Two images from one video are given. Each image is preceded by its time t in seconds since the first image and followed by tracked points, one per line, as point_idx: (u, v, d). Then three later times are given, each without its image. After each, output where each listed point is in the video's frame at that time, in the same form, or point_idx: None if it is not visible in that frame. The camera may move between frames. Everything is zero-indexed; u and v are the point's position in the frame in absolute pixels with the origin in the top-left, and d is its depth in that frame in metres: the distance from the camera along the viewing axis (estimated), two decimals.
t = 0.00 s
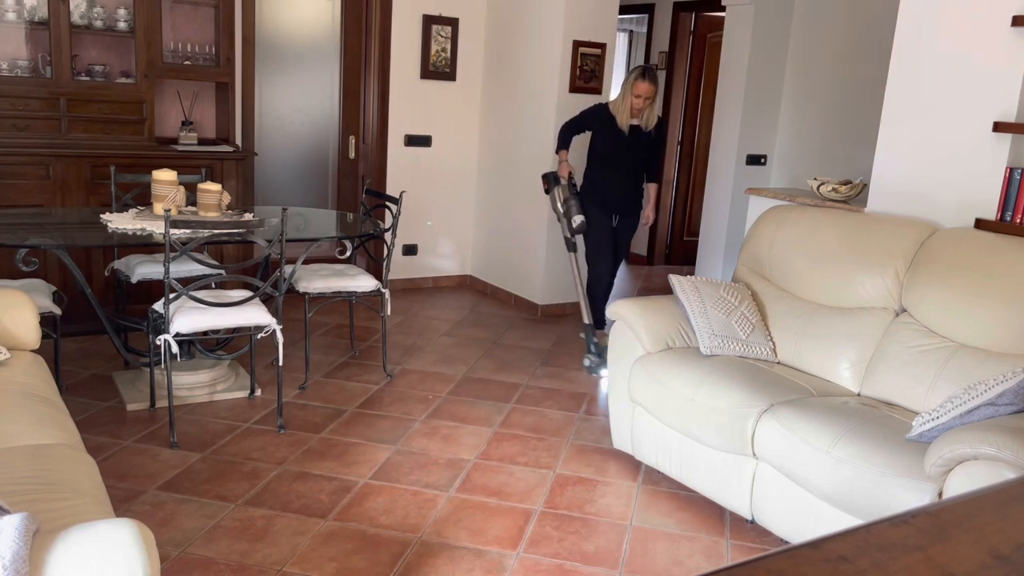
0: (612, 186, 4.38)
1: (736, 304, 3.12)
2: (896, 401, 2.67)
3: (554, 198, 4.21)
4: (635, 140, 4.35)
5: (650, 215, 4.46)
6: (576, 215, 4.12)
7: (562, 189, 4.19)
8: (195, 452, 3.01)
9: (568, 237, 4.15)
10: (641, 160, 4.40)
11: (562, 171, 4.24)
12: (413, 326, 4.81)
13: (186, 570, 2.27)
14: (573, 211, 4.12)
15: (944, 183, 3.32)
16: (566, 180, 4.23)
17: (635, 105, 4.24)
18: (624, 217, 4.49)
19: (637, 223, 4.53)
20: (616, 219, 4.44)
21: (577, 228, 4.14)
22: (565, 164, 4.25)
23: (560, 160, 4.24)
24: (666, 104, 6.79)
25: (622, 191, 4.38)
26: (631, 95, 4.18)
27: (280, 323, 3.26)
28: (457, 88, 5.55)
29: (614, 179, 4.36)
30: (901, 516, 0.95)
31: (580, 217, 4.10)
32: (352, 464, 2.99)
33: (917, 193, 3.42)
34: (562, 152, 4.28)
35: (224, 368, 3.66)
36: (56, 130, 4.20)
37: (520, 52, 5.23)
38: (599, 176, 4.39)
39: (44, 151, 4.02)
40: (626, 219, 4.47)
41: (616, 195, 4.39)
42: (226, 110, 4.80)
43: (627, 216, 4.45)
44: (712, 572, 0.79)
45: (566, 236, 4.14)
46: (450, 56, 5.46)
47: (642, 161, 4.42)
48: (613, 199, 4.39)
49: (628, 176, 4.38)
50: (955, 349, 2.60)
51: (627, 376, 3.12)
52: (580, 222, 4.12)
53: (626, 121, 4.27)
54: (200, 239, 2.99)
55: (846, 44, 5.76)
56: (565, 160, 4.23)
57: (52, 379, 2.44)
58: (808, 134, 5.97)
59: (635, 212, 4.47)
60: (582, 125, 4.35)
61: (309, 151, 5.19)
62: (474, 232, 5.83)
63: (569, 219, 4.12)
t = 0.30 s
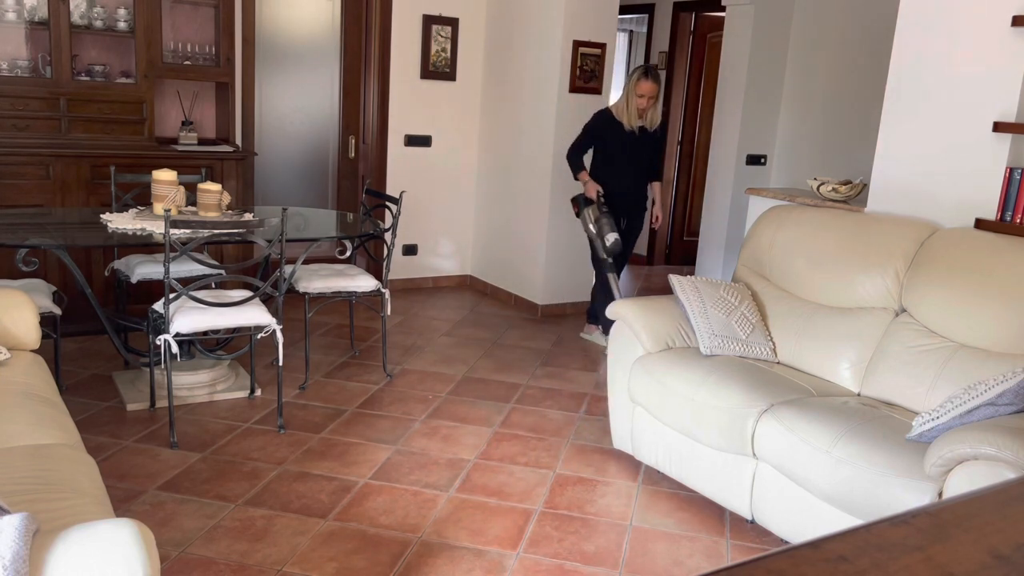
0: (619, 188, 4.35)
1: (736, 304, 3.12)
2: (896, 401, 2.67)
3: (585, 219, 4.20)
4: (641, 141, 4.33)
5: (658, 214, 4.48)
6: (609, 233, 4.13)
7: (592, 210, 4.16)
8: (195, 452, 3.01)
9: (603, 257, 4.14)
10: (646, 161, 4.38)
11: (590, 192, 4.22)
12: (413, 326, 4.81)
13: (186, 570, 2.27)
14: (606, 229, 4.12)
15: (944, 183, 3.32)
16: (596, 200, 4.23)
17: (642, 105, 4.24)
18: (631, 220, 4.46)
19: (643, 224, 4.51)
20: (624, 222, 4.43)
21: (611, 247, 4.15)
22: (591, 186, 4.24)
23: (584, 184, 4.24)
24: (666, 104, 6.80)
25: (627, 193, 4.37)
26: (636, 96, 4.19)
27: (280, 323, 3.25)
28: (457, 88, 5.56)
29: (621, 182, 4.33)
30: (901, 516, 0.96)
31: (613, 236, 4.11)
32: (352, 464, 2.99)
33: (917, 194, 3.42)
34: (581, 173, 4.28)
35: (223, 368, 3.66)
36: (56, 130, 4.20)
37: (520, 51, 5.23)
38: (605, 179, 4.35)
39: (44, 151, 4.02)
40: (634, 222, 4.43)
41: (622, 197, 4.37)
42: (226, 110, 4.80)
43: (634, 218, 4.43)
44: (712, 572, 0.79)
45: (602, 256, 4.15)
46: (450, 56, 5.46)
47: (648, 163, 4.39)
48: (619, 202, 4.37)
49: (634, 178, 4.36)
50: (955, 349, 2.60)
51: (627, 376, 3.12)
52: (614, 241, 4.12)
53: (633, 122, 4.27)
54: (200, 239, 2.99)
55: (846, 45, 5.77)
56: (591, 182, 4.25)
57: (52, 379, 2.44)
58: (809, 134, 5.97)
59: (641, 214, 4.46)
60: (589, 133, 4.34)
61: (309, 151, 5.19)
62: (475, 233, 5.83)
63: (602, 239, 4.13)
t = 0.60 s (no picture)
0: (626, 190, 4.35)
1: (736, 304, 3.12)
2: (896, 401, 2.67)
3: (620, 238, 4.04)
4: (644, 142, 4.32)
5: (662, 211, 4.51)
6: (647, 252, 3.85)
7: (624, 229, 4.03)
8: (195, 452, 3.01)
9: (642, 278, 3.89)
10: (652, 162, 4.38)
11: (620, 211, 4.12)
12: (413, 326, 4.81)
13: (186, 570, 2.27)
14: (643, 247, 3.86)
15: (944, 183, 3.32)
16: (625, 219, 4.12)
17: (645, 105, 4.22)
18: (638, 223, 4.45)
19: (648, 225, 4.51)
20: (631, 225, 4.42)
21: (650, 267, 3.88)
22: (621, 204, 4.14)
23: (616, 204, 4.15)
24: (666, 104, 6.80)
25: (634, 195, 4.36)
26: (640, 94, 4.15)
27: (280, 323, 3.25)
28: (457, 88, 5.56)
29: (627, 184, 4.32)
30: (901, 516, 0.95)
31: (650, 253, 3.84)
32: (352, 464, 2.99)
33: (918, 194, 3.42)
34: (610, 192, 4.20)
35: (223, 368, 3.66)
36: (56, 130, 4.20)
37: (520, 51, 5.23)
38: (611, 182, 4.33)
39: (44, 151, 4.03)
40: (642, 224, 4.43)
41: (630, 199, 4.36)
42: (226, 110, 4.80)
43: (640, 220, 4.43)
44: (713, 572, 0.79)
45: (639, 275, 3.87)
46: (450, 56, 5.46)
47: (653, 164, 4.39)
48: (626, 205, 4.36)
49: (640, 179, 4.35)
50: (955, 349, 2.60)
51: (626, 376, 3.12)
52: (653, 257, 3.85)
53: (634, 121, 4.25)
54: (200, 239, 2.98)
55: (846, 45, 5.76)
56: (621, 200, 4.15)
57: (52, 379, 2.44)
58: (809, 134, 5.97)
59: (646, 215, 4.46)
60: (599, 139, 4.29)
61: (309, 152, 5.19)
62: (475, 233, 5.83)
63: (639, 258, 3.88)
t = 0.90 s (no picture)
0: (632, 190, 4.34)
1: (736, 304, 3.12)
2: (896, 401, 2.67)
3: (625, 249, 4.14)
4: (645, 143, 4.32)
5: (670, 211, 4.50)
6: (654, 262, 4.02)
7: (629, 238, 4.12)
8: (195, 452, 3.01)
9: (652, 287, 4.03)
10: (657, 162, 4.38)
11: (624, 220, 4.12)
12: (413, 326, 4.81)
13: (186, 570, 2.27)
14: (650, 258, 4.01)
15: (944, 183, 3.32)
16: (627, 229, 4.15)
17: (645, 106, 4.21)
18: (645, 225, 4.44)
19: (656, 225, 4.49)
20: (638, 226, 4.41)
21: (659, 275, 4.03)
22: (625, 213, 4.14)
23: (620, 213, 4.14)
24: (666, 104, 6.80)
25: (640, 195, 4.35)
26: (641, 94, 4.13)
27: (280, 323, 3.25)
28: (457, 88, 5.56)
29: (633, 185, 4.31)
30: (901, 516, 0.95)
31: (657, 261, 4.01)
32: (352, 465, 2.99)
33: (918, 195, 3.42)
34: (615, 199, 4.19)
35: (224, 368, 3.66)
36: (56, 130, 4.20)
37: (520, 51, 5.23)
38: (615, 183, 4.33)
39: (44, 151, 4.03)
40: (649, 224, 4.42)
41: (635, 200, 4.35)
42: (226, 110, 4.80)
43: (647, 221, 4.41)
44: (712, 572, 0.79)
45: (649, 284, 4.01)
46: (450, 56, 5.46)
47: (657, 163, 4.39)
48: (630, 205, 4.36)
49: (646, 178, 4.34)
50: (955, 349, 2.60)
51: (626, 376, 3.12)
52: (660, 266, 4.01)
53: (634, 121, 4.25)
54: (200, 239, 2.98)
55: (845, 45, 5.74)
56: (626, 210, 4.14)
57: (52, 379, 2.44)
58: (809, 134, 5.96)
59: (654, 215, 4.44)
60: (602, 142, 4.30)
61: (309, 152, 5.19)
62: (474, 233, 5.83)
63: (646, 266, 4.02)
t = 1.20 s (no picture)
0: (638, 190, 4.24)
1: (736, 304, 3.12)
2: (896, 401, 2.67)
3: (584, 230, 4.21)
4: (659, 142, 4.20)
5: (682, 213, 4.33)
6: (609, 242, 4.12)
7: (588, 219, 4.17)
8: (195, 452, 3.01)
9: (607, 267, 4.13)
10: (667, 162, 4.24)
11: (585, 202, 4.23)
12: (413, 326, 4.81)
13: (187, 570, 2.27)
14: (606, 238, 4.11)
15: (944, 183, 3.32)
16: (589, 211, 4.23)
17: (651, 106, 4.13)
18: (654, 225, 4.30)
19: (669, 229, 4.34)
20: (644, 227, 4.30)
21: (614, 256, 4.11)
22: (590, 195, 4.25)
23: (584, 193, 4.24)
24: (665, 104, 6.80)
25: (646, 196, 4.24)
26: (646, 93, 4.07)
27: (280, 323, 3.25)
28: (458, 88, 5.56)
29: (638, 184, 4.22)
30: (901, 516, 0.95)
31: (613, 243, 4.09)
32: (352, 464, 2.99)
33: (917, 194, 3.42)
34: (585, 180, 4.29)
35: (224, 368, 3.66)
36: (56, 130, 4.20)
37: (521, 52, 5.22)
38: (622, 181, 4.27)
39: (44, 151, 4.03)
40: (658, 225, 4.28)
41: (642, 200, 4.25)
42: (226, 110, 4.80)
43: (655, 222, 4.28)
44: (712, 571, 0.79)
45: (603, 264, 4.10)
46: (450, 56, 5.46)
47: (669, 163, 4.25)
48: (637, 205, 4.26)
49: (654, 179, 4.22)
50: (955, 349, 2.60)
51: (626, 376, 3.12)
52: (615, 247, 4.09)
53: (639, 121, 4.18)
54: (200, 239, 2.98)
55: (845, 44, 5.74)
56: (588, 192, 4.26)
57: (52, 379, 2.44)
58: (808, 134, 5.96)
59: (664, 217, 4.29)
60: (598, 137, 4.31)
61: (309, 152, 5.19)
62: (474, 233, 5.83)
63: (603, 248, 4.12)
